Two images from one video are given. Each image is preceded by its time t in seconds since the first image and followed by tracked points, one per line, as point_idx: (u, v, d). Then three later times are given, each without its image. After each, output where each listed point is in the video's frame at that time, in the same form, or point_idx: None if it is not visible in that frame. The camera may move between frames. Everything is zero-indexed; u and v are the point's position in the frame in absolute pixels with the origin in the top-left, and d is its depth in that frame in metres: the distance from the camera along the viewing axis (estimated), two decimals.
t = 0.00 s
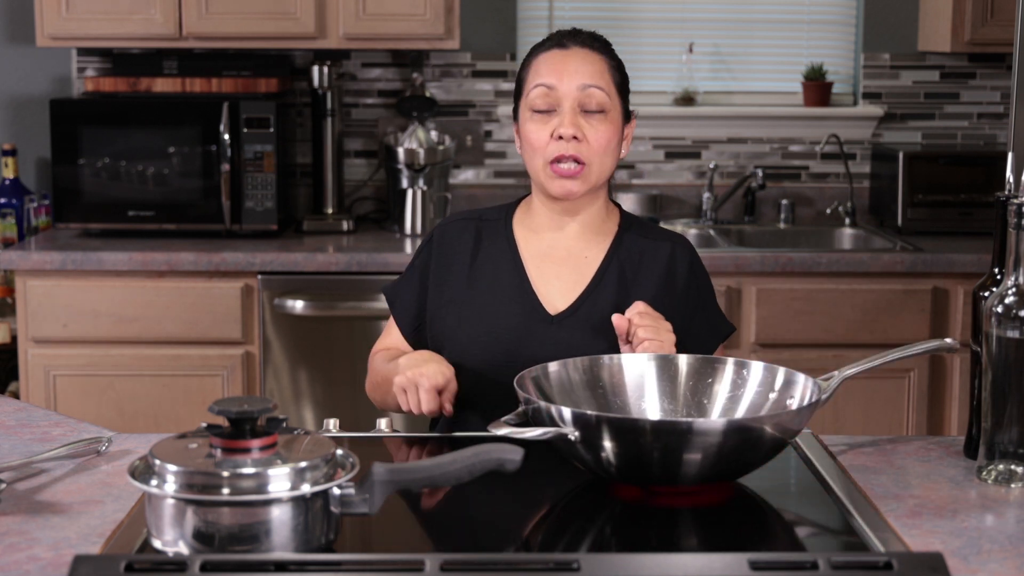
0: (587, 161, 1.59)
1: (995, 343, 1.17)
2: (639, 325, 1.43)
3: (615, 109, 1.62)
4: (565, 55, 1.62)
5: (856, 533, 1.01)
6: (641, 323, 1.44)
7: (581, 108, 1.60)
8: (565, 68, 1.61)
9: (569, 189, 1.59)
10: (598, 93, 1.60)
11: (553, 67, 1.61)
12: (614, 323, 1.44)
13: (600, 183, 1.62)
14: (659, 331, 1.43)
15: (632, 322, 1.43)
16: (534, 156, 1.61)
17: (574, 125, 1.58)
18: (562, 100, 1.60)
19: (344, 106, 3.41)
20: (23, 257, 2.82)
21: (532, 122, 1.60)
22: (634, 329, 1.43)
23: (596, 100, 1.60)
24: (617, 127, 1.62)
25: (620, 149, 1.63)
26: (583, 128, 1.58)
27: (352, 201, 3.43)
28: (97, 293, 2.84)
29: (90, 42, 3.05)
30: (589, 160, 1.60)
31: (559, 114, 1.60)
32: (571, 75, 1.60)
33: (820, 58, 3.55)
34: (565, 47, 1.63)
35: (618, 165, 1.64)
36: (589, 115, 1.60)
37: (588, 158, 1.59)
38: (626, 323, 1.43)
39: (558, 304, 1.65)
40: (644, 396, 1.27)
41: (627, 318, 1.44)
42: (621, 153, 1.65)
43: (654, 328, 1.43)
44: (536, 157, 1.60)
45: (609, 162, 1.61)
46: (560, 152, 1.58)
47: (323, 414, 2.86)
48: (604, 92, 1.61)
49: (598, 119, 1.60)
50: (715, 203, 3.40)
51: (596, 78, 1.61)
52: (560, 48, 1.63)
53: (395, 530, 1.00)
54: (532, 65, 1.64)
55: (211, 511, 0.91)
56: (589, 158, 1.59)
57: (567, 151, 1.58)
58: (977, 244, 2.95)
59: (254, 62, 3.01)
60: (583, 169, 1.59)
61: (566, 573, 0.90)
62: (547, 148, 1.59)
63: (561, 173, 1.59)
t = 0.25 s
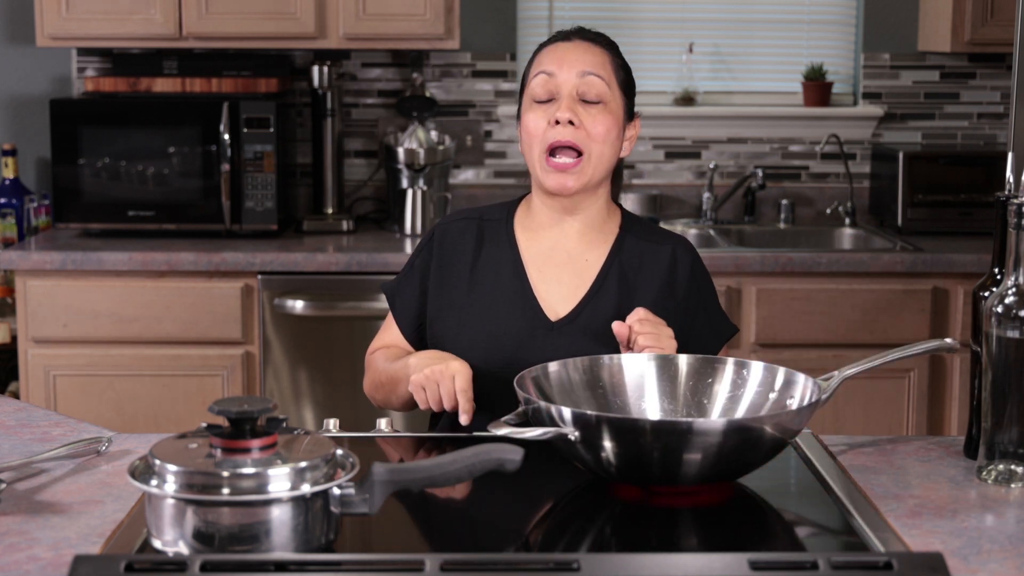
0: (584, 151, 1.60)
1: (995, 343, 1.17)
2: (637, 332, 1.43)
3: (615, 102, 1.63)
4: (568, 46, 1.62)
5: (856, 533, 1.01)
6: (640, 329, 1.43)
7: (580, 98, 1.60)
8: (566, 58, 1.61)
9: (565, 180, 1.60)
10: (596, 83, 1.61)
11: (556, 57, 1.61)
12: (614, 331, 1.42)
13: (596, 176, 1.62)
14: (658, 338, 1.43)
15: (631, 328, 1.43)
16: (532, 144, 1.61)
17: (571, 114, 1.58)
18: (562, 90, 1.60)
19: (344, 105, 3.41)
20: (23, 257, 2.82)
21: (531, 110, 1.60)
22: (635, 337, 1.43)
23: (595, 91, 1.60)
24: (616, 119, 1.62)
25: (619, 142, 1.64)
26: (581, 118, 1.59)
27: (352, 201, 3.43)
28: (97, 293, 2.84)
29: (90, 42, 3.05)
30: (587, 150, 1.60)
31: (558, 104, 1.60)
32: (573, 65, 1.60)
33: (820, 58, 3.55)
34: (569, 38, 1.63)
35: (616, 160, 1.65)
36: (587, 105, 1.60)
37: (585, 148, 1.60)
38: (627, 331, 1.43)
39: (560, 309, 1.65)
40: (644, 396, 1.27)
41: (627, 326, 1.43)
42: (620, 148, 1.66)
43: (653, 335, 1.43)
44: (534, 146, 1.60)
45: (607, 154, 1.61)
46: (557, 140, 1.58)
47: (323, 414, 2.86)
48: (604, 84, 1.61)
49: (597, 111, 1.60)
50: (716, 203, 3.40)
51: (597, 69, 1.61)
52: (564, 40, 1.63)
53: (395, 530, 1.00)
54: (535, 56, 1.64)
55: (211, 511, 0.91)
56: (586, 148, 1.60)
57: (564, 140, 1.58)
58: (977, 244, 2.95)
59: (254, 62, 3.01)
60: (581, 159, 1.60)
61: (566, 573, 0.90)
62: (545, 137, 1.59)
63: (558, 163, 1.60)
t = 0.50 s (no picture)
0: (578, 162, 1.60)
1: (995, 343, 1.17)
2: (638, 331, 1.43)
3: (611, 111, 1.63)
4: (566, 54, 1.62)
5: (856, 533, 1.01)
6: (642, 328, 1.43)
7: (575, 108, 1.60)
8: (565, 67, 1.60)
9: (558, 187, 1.61)
10: (593, 95, 1.61)
11: (553, 65, 1.61)
12: (614, 328, 1.43)
13: (590, 184, 1.63)
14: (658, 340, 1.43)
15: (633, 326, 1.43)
16: (527, 153, 1.61)
17: (565, 125, 1.58)
18: (558, 100, 1.60)
19: (344, 106, 3.41)
20: (23, 257, 2.82)
21: (527, 119, 1.60)
22: (635, 336, 1.42)
23: (590, 102, 1.60)
24: (611, 129, 1.62)
25: (615, 151, 1.64)
26: (576, 129, 1.59)
27: (352, 201, 3.43)
28: (97, 293, 2.84)
29: (90, 42, 3.05)
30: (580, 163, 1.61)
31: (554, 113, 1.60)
32: (569, 75, 1.60)
33: (820, 58, 3.55)
34: (566, 45, 1.62)
35: (611, 168, 1.65)
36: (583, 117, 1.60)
37: (579, 160, 1.60)
38: (628, 328, 1.42)
39: (562, 309, 1.65)
40: (644, 397, 1.27)
41: (628, 323, 1.43)
42: (616, 155, 1.66)
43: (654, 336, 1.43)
44: (528, 154, 1.61)
45: (601, 164, 1.62)
46: (551, 152, 1.59)
47: (323, 414, 2.86)
48: (600, 94, 1.61)
49: (592, 121, 1.61)
50: (716, 203, 3.40)
51: (593, 79, 1.61)
52: (561, 47, 1.62)
53: (395, 530, 1.00)
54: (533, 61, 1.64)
55: (211, 511, 0.91)
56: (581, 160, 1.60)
57: (558, 152, 1.59)
58: (977, 244, 2.95)
59: (254, 62, 3.01)
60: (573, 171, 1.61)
61: (566, 573, 0.90)
62: (539, 147, 1.59)
63: (552, 172, 1.61)
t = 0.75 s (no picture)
0: (576, 160, 1.60)
1: (995, 343, 1.17)
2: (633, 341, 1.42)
3: (609, 110, 1.63)
4: (563, 53, 1.62)
5: (856, 533, 1.01)
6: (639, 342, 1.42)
7: (574, 107, 1.60)
8: (562, 66, 1.61)
9: (557, 184, 1.60)
10: (590, 93, 1.61)
11: (551, 64, 1.61)
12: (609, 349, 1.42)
13: (588, 183, 1.62)
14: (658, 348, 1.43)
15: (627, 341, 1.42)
16: (525, 152, 1.61)
17: (564, 123, 1.58)
18: (556, 98, 1.60)
19: (344, 106, 3.41)
20: (23, 257, 2.82)
21: (525, 118, 1.60)
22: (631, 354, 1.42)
23: (588, 99, 1.60)
24: (609, 128, 1.62)
25: (612, 150, 1.64)
26: (574, 127, 1.59)
27: (352, 201, 3.44)
28: (97, 293, 2.84)
29: (91, 42, 3.05)
30: (578, 160, 1.60)
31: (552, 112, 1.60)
32: (566, 73, 1.60)
33: (819, 58, 3.55)
34: (564, 45, 1.63)
35: (609, 167, 1.65)
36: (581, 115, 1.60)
37: (577, 158, 1.59)
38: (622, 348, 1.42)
39: (565, 308, 1.65)
40: (644, 397, 1.27)
41: (622, 342, 1.42)
42: (614, 154, 1.66)
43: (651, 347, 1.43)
44: (526, 154, 1.61)
45: (599, 163, 1.62)
46: (549, 150, 1.58)
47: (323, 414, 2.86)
48: (597, 93, 1.61)
49: (590, 119, 1.60)
50: (716, 203, 3.41)
51: (590, 77, 1.61)
52: (559, 47, 1.63)
53: (395, 530, 1.00)
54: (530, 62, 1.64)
55: (211, 511, 0.91)
56: (579, 158, 1.60)
57: (557, 149, 1.58)
58: (977, 244, 2.95)
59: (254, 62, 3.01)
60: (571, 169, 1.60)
61: (565, 573, 0.90)
62: (538, 145, 1.59)
63: (550, 169, 1.60)
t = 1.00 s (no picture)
0: (574, 158, 1.59)
1: (995, 343, 1.17)
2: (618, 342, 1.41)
3: (608, 110, 1.63)
4: (565, 52, 1.62)
5: (856, 533, 1.01)
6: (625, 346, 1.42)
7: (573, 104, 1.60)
8: (563, 64, 1.61)
9: (554, 181, 1.59)
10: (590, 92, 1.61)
11: (552, 62, 1.61)
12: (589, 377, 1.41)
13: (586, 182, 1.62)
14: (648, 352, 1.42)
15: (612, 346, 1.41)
16: (524, 149, 1.61)
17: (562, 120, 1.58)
18: (556, 96, 1.60)
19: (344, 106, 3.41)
20: (23, 257, 2.82)
21: (524, 114, 1.60)
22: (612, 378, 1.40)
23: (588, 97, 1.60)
24: (607, 128, 1.62)
25: (610, 150, 1.63)
26: (573, 124, 1.58)
27: (352, 201, 3.44)
28: (97, 293, 2.84)
29: (91, 42, 3.05)
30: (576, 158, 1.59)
31: (551, 110, 1.60)
32: (567, 72, 1.61)
33: (819, 58, 3.55)
34: (566, 45, 1.63)
35: (607, 168, 1.64)
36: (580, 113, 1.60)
37: (575, 155, 1.59)
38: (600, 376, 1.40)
39: (564, 309, 1.65)
40: (644, 397, 1.27)
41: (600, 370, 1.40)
42: (612, 155, 1.66)
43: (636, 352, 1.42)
44: (525, 150, 1.60)
45: (597, 162, 1.61)
46: (547, 146, 1.58)
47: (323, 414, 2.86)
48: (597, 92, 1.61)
49: (589, 118, 1.60)
50: (716, 203, 3.41)
51: (591, 76, 1.62)
52: (561, 46, 1.63)
53: (395, 530, 1.00)
54: (531, 61, 1.65)
55: (211, 511, 0.91)
56: (577, 156, 1.59)
57: (555, 145, 1.58)
58: (977, 244, 2.95)
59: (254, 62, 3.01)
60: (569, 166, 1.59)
61: (565, 573, 0.90)
62: (536, 142, 1.58)
63: (548, 166, 1.59)
